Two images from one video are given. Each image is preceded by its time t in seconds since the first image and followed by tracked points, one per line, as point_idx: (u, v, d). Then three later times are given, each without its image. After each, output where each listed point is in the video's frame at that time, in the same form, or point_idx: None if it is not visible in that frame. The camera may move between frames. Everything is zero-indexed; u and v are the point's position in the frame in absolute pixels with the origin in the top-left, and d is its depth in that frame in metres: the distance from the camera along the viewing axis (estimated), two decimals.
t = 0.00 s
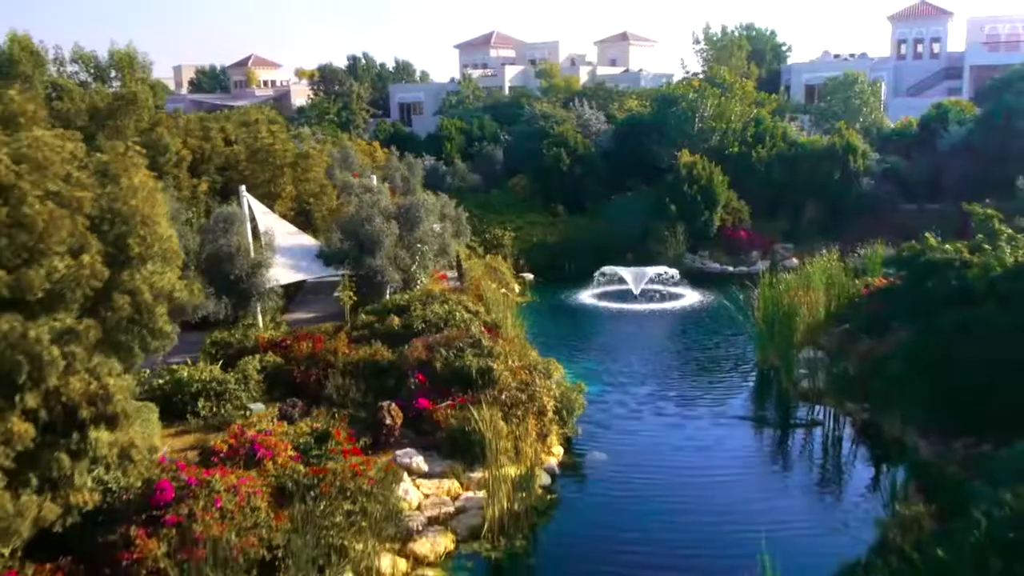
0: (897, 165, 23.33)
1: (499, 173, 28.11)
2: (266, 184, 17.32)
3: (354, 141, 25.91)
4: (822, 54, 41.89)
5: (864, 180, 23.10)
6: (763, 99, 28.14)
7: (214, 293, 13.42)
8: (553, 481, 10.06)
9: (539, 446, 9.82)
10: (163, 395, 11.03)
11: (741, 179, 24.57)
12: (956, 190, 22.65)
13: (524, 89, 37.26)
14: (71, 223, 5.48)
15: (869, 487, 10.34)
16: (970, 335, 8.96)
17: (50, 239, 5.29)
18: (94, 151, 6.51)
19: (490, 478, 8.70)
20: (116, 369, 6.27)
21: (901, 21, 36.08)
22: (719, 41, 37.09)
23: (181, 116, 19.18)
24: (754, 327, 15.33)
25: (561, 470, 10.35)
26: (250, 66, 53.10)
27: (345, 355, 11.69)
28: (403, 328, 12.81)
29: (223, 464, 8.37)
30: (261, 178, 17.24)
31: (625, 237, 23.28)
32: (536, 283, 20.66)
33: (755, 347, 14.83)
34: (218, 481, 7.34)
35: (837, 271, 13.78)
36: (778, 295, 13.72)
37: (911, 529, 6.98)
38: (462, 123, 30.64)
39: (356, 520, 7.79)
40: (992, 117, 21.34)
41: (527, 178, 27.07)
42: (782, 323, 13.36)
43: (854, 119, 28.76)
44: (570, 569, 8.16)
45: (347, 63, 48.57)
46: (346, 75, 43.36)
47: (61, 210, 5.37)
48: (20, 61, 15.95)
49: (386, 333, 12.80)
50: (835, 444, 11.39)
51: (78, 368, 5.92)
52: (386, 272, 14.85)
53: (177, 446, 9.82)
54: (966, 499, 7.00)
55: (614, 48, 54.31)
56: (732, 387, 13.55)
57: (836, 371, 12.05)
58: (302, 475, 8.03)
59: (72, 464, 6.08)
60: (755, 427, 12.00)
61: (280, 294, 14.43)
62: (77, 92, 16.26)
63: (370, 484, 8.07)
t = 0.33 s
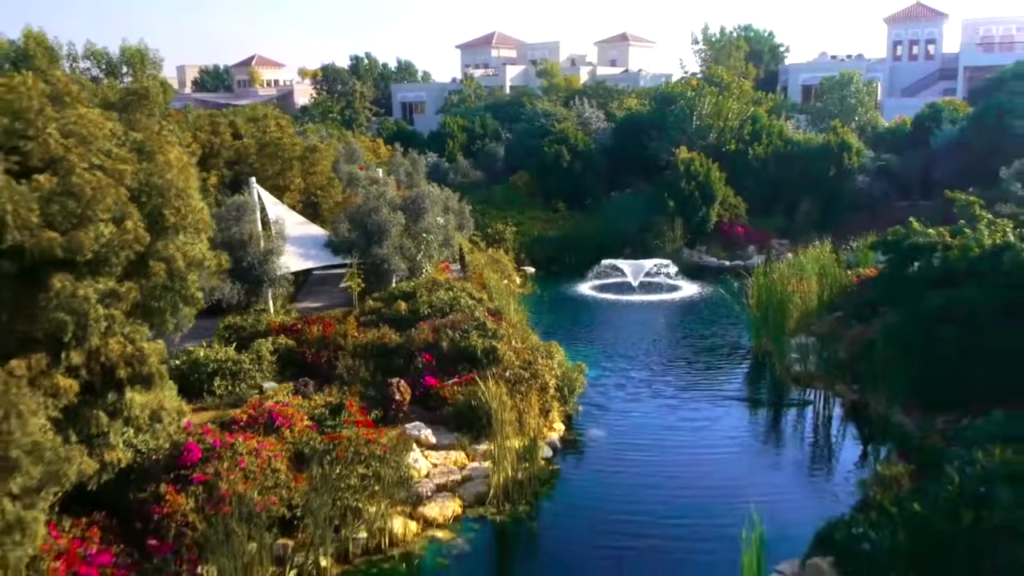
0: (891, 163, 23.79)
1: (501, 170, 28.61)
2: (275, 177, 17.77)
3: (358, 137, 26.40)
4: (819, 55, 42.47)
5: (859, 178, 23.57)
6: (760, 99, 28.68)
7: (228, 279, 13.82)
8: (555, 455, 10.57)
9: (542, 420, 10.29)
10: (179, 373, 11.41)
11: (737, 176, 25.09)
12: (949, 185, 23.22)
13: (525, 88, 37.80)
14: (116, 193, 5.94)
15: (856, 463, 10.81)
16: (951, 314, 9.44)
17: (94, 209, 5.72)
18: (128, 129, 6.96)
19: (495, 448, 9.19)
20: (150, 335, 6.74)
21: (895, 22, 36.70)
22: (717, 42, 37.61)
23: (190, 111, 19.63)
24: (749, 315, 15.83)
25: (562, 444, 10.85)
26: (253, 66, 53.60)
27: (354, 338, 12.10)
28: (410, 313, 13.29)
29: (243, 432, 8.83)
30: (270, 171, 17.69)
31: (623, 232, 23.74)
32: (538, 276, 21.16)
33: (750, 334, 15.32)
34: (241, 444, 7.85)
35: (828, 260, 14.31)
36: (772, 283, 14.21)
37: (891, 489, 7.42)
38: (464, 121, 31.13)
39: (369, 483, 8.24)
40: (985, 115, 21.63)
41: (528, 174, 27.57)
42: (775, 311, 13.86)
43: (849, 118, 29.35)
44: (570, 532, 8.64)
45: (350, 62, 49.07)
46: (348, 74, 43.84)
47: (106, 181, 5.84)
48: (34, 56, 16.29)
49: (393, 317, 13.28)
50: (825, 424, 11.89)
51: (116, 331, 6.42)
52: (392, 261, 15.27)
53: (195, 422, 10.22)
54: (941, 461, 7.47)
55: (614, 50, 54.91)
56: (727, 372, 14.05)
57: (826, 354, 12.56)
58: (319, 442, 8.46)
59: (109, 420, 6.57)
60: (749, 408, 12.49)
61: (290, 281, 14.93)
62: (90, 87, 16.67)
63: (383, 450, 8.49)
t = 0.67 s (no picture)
0: (885, 162, 24.27)
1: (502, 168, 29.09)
2: (283, 172, 18.25)
3: (363, 136, 26.90)
4: (816, 57, 43.05)
5: (853, 176, 23.97)
6: (756, 99, 29.24)
7: (242, 268, 14.29)
8: (556, 432, 11.13)
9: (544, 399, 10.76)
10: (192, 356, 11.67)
11: (734, 174, 25.62)
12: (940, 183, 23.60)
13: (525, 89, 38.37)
14: (154, 170, 6.40)
15: (846, 441, 11.27)
16: (933, 296, 9.93)
17: (132, 185, 6.19)
18: (161, 113, 7.42)
19: (501, 423, 9.70)
20: (181, 308, 7.22)
21: (891, 25, 37.31)
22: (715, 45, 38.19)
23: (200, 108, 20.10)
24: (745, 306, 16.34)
25: (564, 423, 11.35)
26: (255, 67, 54.18)
27: (363, 323, 12.52)
28: (417, 301, 13.79)
29: (261, 406, 9.26)
30: (278, 166, 18.17)
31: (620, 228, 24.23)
32: (539, 270, 21.66)
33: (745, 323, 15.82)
34: (261, 414, 8.28)
35: (821, 252, 14.81)
36: (766, 274, 14.72)
37: (874, 454, 7.90)
38: (466, 121, 31.65)
39: (382, 453, 8.66)
40: (977, 115, 22.07)
41: (529, 172, 28.08)
42: (768, 300, 14.38)
43: (844, 118, 29.90)
44: (572, 503, 9.11)
45: (352, 63, 49.62)
46: (351, 76, 44.41)
47: (145, 159, 6.30)
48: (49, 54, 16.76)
49: (400, 305, 13.78)
50: (817, 406, 12.35)
51: (151, 301, 6.90)
52: (399, 252, 15.77)
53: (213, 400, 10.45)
54: (920, 428, 7.98)
55: (614, 51, 55.51)
56: (723, 358, 14.55)
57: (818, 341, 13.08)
58: (333, 415, 8.77)
59: (144, 386, 7.06)
60: (743, 391, 12.99)
61: (300, 271, 15.42)
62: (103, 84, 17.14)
63: (394, 423, 8.84)
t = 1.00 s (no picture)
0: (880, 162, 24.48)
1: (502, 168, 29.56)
2: (290, 169, 18.67)
3: (366, 136, 27.41)
4: (813, 60, 43.55)
5: (847, 176, 24.28)
6: (752, 100, 29.72)
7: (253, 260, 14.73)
8: (557, 415, 11.57)
9: (545, 383, 11.20)
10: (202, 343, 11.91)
11: (731, 174, 26.09)
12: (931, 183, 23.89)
13: (525, 90, 38.84)
14: (181, 156, 6.83)
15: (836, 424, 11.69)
16: (919, 284, 10.33)
17: (160, 169, 6.66)
18: (184, 104, 7.84)
19: (504, 404, 10.13)
20: (203, 287, 7.64)
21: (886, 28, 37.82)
22: (713, 47, 38.71)
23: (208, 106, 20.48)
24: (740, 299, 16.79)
25: (563, 407, 11.79)
26: (257, 69, 54.61)
27: (369, 313, 12.87)
28: (421, 292, 14.22)
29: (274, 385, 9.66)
30: (285, 163, 18.61)
31: (619, 225, 24.67)
32: (539, 267, 22.09)
33: (740, 315, 16.26)
34: (277, 391, 8.71)
35: (814, 246, 15.24)
36: (761, 267, 15.16)
37: (858, 428, 8.29)
38: (467, 121, 32.10)
39: (391, 431, 9.09)
40: (966, 114, 22.63)
41: (529, 172, 28.51)
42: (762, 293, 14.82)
43: (840, 119, 30.36)
44: (572, 479, 9.56)
45: (354, 66, 50.19)
46: (352, 78, 44.85)
47: (174, 145, 6.74)
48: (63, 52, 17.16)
49: (405, 296, 14.21)
50: (809, 391, 12.78)
51: (176, 280, 7.31)
52: (403, 246, 16.28)
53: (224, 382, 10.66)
54: (903, 405, 8.38)
55: (612, 54, 56.01)
56: (719, 348, 14.99)
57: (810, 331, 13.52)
58: (345, 393, 9.23)
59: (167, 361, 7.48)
60: (738, 379, 13.42)
61: (308, 264, 15.84)
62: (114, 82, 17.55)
63: (403, 402, 9.27)
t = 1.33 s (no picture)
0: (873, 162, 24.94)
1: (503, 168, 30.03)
2: (296, 166, 19.16)
3: (369, 136, 27.90)
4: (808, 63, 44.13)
5: (841, 176, 24.73)
6: (749, 102, 30.27)
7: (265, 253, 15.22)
8: (557, 398, 12.07)
9: (546, 367, 11.68)
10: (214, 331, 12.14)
11: (727, 174, 26.58)
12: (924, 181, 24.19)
13: (525, 92, 39.39)
14: (208, 142, 7.31)
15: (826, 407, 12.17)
16: (903, 272, 10.79)
17: (190, 154, 7.13)
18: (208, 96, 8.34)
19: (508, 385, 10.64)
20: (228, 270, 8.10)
21: (880, 31, 38.43)
22: (710, 50, 39.25)
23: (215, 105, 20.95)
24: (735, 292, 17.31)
25: (563, 391, 12.29)
26: (259, 72, 55.20)
27: (375, 303, 13.29)
28: (425, 283, 14.71)
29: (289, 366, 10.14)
30: (292, 161, 19.10)
31: (619, 224, 25.17)
32: (539, 263, 22.58)
33: (735, 307, 16.76)
34: (293, 369, 9.18)
35: (806, 240, 15.73)
36: (754, 260, 15.66)
37: (843, 404, 8.76)
38: (468, 122, 32.60)
39: (400, 408, 9.58)
40: (960, 114, 23.07)
41: (529, 172, 29.01)
42: (756, 286, 15.31)
43: (835, 121, 30.87)
44: (571, 455, 10.05)
45: (355, 69, 50.79)
46: (354, 80, 45.39)
47: (203, 133, 7.24)
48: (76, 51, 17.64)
49: (411, 287, 14.69)
50: (801, 378, 13.26)
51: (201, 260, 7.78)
52: (408, 240, 16.88)
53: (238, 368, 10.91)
54: (886, 382, 8.85)
55: (611, 57, 56.62)
56: (714, 339, 15.48)
57: (802, 321, 14.00)
58: (356, 372, 9.72)
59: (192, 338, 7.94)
60: (732, 367, 13.92)
61: (315, 257, 16.32)
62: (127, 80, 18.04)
63: (412, 381, 9.76)
